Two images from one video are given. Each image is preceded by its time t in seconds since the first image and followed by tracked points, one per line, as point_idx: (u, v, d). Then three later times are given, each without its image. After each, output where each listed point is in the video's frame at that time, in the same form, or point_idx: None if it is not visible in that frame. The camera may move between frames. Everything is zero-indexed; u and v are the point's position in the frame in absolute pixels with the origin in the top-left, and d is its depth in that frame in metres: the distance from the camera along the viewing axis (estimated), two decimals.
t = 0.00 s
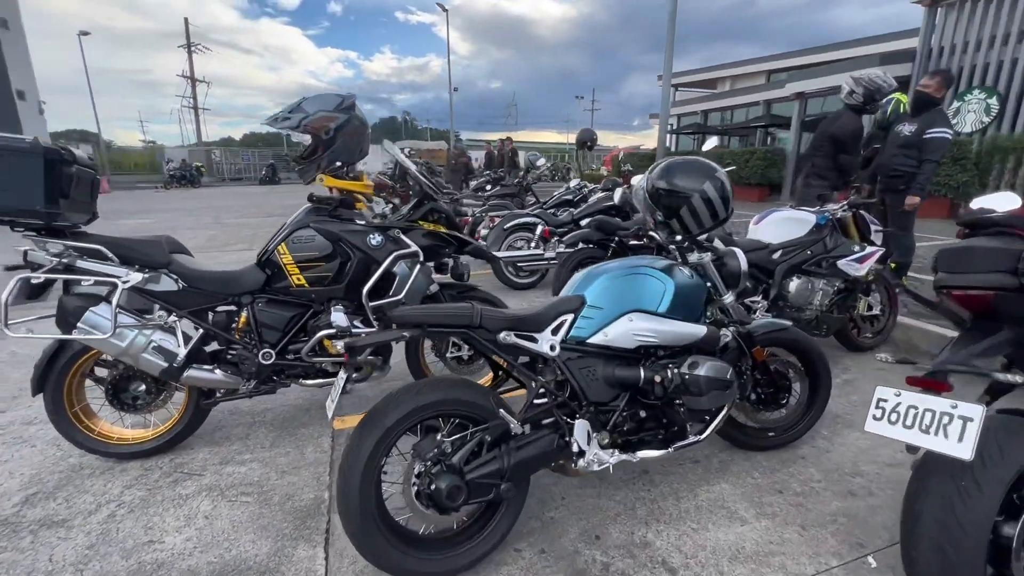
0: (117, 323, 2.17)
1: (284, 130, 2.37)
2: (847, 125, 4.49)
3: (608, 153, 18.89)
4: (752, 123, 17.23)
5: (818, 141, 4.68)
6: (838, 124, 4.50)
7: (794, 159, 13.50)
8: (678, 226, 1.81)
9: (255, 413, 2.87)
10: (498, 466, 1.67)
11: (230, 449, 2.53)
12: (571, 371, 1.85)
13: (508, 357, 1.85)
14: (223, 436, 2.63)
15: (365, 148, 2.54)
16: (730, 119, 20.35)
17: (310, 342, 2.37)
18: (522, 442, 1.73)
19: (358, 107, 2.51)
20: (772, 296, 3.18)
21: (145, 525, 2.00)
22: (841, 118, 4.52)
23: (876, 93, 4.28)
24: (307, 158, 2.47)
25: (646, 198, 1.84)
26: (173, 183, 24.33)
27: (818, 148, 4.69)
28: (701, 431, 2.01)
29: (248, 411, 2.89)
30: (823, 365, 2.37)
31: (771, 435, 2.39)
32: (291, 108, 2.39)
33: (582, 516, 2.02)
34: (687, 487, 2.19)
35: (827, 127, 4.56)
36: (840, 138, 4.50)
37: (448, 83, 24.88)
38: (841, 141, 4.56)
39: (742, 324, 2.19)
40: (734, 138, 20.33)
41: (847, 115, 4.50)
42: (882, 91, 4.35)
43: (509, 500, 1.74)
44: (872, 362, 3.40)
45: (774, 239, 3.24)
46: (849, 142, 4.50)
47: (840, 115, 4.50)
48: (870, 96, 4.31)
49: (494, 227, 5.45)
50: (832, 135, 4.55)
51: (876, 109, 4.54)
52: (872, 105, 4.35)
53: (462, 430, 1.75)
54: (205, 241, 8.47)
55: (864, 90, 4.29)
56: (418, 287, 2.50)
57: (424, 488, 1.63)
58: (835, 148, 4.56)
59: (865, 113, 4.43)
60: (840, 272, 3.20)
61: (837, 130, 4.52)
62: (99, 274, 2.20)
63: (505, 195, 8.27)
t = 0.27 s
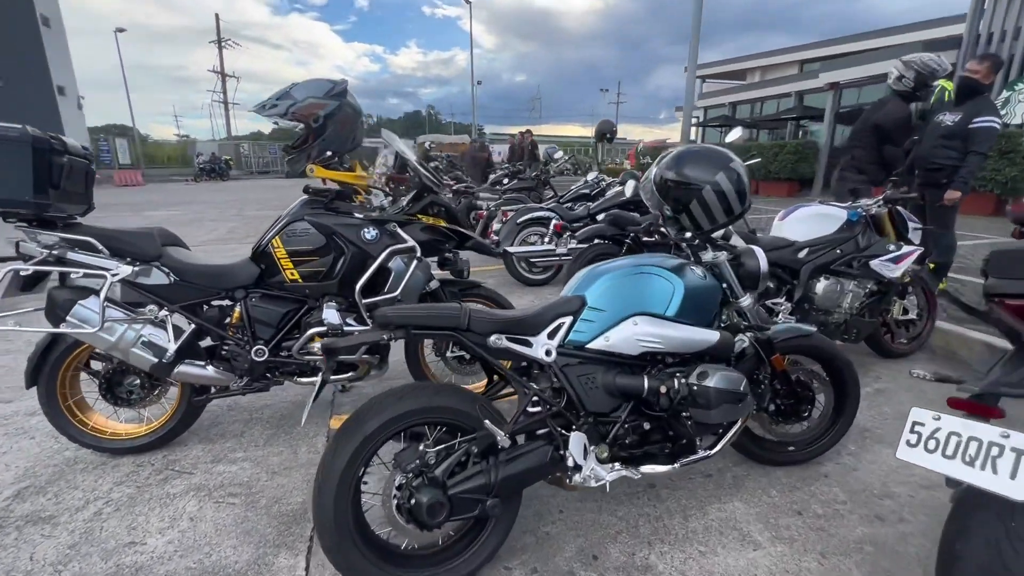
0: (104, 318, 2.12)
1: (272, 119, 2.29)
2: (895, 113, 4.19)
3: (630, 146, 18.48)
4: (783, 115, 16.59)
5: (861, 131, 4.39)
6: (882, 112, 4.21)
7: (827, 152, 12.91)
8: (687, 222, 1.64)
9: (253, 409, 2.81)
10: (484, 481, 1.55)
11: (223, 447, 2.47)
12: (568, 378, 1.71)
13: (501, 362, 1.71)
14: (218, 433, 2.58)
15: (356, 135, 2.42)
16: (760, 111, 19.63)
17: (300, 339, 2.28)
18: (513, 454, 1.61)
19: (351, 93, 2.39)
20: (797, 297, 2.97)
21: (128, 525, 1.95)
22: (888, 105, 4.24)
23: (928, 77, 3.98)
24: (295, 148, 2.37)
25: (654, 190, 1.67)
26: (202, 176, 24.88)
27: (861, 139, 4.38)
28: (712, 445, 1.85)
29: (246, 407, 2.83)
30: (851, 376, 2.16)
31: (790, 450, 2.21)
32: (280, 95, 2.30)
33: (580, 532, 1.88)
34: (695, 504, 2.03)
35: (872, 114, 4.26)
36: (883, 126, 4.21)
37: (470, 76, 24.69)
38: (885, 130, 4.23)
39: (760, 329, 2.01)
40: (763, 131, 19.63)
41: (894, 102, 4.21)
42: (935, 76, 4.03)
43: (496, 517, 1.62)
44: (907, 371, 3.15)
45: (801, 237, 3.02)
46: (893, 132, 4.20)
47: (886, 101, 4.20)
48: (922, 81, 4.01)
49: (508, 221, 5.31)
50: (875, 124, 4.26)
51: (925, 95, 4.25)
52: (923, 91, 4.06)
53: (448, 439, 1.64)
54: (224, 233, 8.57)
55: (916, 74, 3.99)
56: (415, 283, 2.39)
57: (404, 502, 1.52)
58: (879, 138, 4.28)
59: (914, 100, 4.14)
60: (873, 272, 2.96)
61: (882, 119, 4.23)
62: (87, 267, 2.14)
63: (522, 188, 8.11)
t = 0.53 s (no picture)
0: (76, 315, 2.04)
1: (252, 110, 2.20)
2: (899, 110, 4.07)
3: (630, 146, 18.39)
4: (784, 116, 16.49)
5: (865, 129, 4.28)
6: (887, 109, 4.10)
7: (829, 153, 12.79)
8: (683, 220, 1.55)
9: (237, 411, 2.73)
10: (466, 492, 1.47)
11: (203, 450, 2.39)
12: (558, 384, 1.63)
13: (487, 365, 1.63)
14: (199, 435, 2.50)
15: (342, 128, 2.36)
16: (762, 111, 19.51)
17: (282, 340, 2.20)
18: (498, 464, 1.53)
19: (335, 86, 2.31)
20: (797, 300, 2.89)
21: (97, 533, 1.87)
22: (893, 102, 4.13)
23: (934, 72, 3.89)
24: (279, 139, 2.31)
25: (649, 186, 1.59)
26: (201, 172, 24.77)
27: (865, 136, 4.26)
28: (708, 454, 1.77)
29: (230, 408, 2.75)
30: (853, 381, 2.08)
31: (789, 458, 2.13)
32: (261, 85, 2.22)
33: (569, 544, 1.80)
34: (690, 514, 1.95)
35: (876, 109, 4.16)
36: (889, 122, 4.10)
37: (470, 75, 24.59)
38: (891, 127, 4.12)
39: (759, 333, 1.93)
40: (764, 132, 19.54)
41: (900, 99, 4.10)
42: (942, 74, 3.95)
43: (479, 530, 1.54)
44: (910, 376, 3.07)
45: (801, 238, 2.94)
46: (899, 129, 4.09)
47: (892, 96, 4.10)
48: (930, 76, 3.93)
49: (504, 220, 5.22)
50: (881, 121, 4.15)
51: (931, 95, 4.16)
52: (929, 86, 3.96)
53: (431, 446, 1.56)
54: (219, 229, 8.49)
55: (923, 68, 3.90)
56: (402, 283, 2.31)
57: (381, 513, 1.44)
58: (884, 135, 4.17)
59: (919, 97, 4.03)
60: (876, 275, 2.88)
61: (887, 115, 4.12)
62: (59, 262, 2.06)
63: (520, 187, 8.01)
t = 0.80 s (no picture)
0: None
1: (198, 116, 2.06)
2: (841, 123, 4.17)
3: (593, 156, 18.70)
4: (739, 129, 17.16)
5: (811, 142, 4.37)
6: (831, 122, 4.22)
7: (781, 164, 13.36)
8: (653, 234, 1.53)
9: (183, 439, 2.53)
10: (436, 524, 1.38)
11: (145, 483, 2.20)
12: (530, 404, 1.57)
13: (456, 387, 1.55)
14: (141, 467, 2.29)
15: (298, 136, 2.23)
16: (718, 123, 20.25)
17: (233, 362, 2.05)
18: (467, 491, 1.45)
19: (289, 92, 2.19)
20: (761, 309, 2.94)
21: None
22: (835, 116, 4.24)
23: (869, 87, 4.04)
24: (229, 148, 2.17)
25: (619, 199, 1.56)
26: (151, 180, 23.56)
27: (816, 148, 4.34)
28: (682, 469, 1.74)
29: (177, 435, 2.56)
30: (817, 389, 2.11)
31: (759, 468, 2.14)
32: (208, 90, 2.08)
33: (543, 569, 1.73)
34: (664, 531, 1.92)
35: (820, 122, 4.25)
36: (835, 134, 4.19)
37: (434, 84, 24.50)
38: (837, 138, 4.20)
39: (729, 346, 1.92)
40: (720, 144, 20.27)
41: (841, 113, 4.22)
42: (875, 90, 4.12)
43: (449, 563, 1.45)
44: (867, 382, 3.17)
45: (764, 249, 3.01)
46: (848, 139, 4.16)
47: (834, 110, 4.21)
48: (865, 90, 4.07)
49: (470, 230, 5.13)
50: (827, 134, 4.24)
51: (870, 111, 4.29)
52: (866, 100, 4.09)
53: (397, 473, 1.46)
54: (168, 240, 8.05)
55: (858, 83, 4.05)
56: (364, 297, 2.19)
57: (343, 552, 1.34)
58: (833, 146, 4.23)
59: (859, 110, 4.15)
60: (834, 284, 2.97)
61: (832, 128, 4.21)
62: None
63: (486, 196, 7.96)
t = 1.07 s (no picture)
0: None
1: (123, 136, 1.83)
2: (771, 147, 4.45)
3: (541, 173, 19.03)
4: (677, 148, 18.04)
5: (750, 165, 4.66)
6: (764, 146, 4.49)
7: (717, 182, 14.12)
8: (633, 265, 1.49)
9: (103, 498, 2.21)
10: None
11: (53, 556, 1.88)
12: (507, 448, 1.47)
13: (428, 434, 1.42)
14: (49, 537, 1.97)
15: (241, 159, 2.03)
16: (658, 143, 21.20)
17: (165, 412, 1.80)
18: (444, 552, 1.31)
19: (231, 110, 2.00)
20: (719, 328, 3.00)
21: None
22: (767, 140, 4.51)
23: (794, 114, 4.33)
24: (159, 171, 1.94)
25: (595, 228, 1.51)
26: (62, 193, 21.46)
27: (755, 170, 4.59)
28: (662, 504, 1.69)
29: (95, 495, 2.23)
30: (782, 409, 2.14)
31: (731, 492, 2.13)
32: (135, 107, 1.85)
33: None
34: (644, 567, 1.86)
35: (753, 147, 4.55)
36: (769, 157, 4.46)
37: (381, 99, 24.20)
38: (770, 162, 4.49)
39: (701, 373, 1.90)
40: (661, 162, 21.22)
41: (771, 137, 4.49)
42: (801, 116, 4.40)
43: None
44: (817, 394, 3.30)
45: (720, 267, 3.07)
46: (781, 162, 4.44)
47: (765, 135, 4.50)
48: (790, 117, 4.36)
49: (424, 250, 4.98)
50: (762, 157, 4.50)
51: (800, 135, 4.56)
52: (792, 126, 4.37)
53: (366, 535, 1.31)
54: (86, 262, 7.32)
55: (783, 111, 4.34)
56: (317, 331, 2.00)
57: None
58: (769, 168, 4.49)
59: (789, 136, 4.42)
60: (785, 301, 3.08)
61: (765, 152, 4.48)
62: None
63: (437, 214, 7.82)
